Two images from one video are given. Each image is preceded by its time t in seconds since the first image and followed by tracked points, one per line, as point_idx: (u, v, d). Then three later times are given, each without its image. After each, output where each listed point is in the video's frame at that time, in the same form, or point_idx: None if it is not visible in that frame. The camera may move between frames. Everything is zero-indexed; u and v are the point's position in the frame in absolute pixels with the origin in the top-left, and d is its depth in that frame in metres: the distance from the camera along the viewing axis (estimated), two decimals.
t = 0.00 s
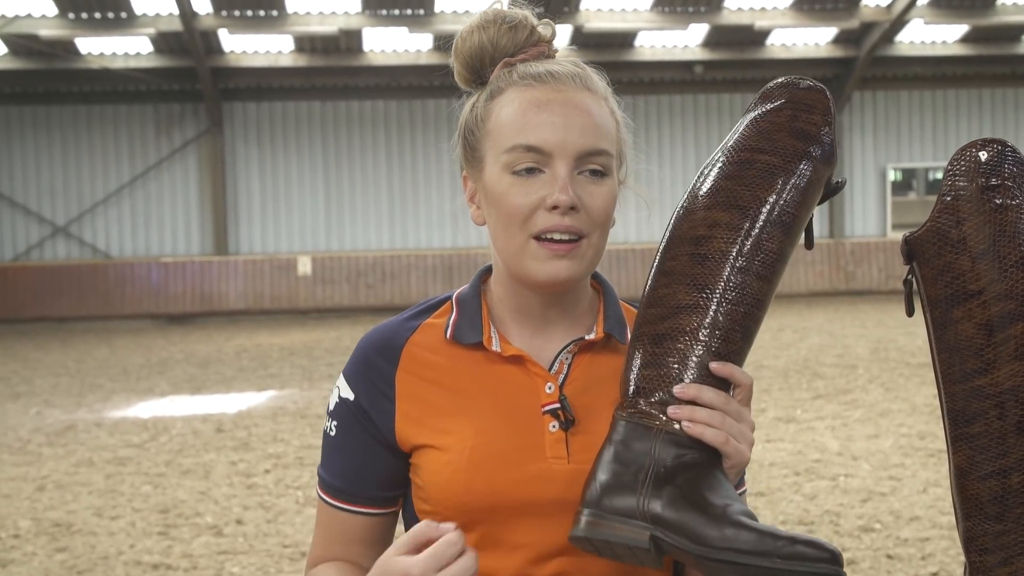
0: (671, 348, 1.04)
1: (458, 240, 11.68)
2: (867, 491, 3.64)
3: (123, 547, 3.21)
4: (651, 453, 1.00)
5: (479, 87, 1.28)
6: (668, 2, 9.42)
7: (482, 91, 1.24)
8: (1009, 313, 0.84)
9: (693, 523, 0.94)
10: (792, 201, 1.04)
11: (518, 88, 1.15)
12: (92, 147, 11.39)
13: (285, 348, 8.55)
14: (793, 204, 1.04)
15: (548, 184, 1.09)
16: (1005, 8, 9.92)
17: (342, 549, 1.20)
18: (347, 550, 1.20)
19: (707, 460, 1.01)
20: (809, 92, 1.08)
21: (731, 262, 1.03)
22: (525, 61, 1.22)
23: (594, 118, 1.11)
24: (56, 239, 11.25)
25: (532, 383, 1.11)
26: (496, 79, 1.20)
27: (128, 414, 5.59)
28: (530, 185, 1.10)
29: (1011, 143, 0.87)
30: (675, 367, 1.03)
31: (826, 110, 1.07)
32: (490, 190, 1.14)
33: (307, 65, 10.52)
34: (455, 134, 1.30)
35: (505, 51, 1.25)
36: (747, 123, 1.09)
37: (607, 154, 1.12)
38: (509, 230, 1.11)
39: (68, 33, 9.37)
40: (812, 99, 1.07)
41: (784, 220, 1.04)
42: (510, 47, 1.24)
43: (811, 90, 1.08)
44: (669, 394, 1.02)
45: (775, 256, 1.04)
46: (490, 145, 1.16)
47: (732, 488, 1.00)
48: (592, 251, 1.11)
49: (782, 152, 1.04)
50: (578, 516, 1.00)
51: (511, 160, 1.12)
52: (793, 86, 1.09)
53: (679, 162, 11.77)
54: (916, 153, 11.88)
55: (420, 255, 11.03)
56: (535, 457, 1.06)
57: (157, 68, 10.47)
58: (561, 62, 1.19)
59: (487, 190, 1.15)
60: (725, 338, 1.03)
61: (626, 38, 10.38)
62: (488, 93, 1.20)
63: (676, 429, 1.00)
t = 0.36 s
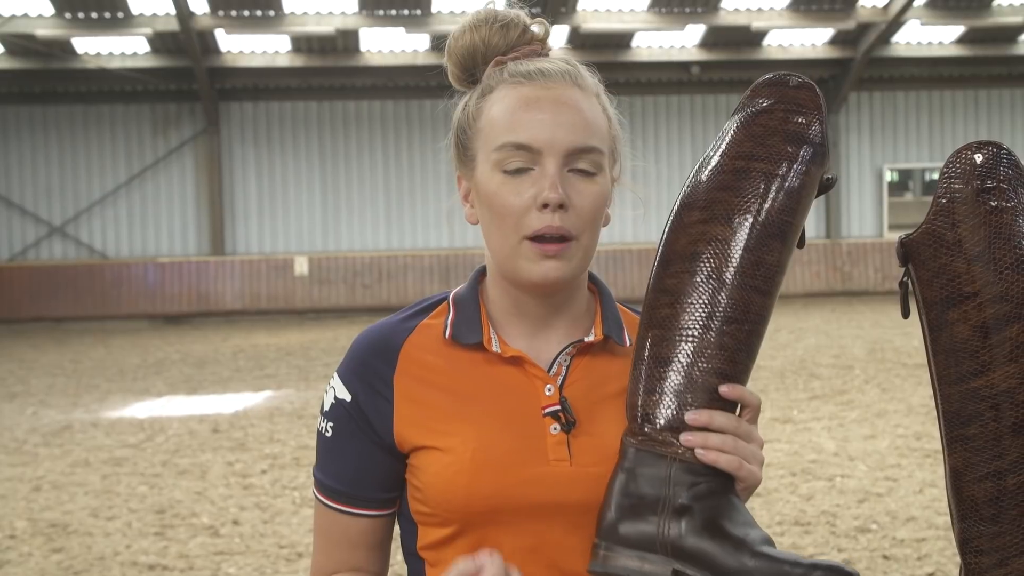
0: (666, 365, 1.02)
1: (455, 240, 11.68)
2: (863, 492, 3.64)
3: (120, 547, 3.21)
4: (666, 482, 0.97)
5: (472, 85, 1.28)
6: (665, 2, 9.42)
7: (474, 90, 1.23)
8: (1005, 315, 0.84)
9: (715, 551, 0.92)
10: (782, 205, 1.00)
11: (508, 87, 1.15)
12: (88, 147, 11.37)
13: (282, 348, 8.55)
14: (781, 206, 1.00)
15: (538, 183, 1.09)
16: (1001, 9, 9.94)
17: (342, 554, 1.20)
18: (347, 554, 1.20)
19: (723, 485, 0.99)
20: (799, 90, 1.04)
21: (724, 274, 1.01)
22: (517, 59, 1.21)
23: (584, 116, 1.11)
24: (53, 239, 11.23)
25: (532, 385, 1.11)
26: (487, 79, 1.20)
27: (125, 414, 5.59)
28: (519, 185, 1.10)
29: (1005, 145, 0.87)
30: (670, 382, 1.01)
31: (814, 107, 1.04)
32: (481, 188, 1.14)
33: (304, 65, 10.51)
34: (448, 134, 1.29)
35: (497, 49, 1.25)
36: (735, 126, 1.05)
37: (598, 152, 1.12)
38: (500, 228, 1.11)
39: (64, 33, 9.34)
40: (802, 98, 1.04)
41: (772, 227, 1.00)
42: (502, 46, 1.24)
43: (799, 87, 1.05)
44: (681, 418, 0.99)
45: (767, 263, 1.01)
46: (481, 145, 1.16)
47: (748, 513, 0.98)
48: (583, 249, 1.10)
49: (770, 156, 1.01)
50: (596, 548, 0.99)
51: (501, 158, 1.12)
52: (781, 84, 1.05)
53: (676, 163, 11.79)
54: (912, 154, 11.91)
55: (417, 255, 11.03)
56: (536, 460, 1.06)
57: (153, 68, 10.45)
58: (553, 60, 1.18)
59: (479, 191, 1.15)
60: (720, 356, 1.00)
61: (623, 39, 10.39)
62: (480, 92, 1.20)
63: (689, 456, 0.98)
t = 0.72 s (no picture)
0: (684, 425, 0.91)
1: (453, 241, 11.68)
2: (861, 492, 3.65)
3: (118, 549, 3.20)
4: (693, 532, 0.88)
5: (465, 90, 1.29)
6: (661, 4, 9.43)
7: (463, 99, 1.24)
8: (1005, 315, 0.84)
9: None
10: (798, 241, 0.89)
11: (488, 89, 1.16)
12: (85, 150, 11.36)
13: (280, 350, 8.54)
14: (793, 242, 0.89)
15: (515, 181, 1.09)
16: (996, 10, 9.96)
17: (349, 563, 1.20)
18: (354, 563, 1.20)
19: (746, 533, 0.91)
20: (814, 116, 0.91)
21: (740, 321, 0.90)
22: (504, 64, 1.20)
23: (561, 115, 1.11)
24: (49, 242, 11.21)
25: (532, 388, 1.11)
26: (472, 86, 1.21)
27: (122, 417, 5.58)
28: (497, 185, 1.11)
29: (1005, 145, 0.87)
30: (678, 440, 0.90)
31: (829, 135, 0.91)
32: (466, 190, 1.15)
33: (301, 67, 10.50)
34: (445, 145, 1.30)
35: (485, 55, 1.25)
36: (746, 154, 0.92)
37: (578, 149, 1.11)
38: (483, 228, 1.12)
39: (60, 35, 9.32)
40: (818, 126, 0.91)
41: (785, 266, 0.89)
42: (491, 52, 1.24)
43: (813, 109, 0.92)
44: (705, 466, 0.90)
45: (779, 305, 0.90)
46: (466, 149, 1.17)
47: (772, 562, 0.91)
48: (566, 244, 1.09)
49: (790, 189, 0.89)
50: None
51: (480, 160, 1.13)
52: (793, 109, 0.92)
53: (673, 164, 11.81)
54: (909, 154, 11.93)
55: (414, 256, 11.02)
56: (537, 463, 1.06)
57: (150, 70, 10.43)
58: (535, 62, 1.18)
59: (465, 196, 1.17)
60: (736, 404, 0.90)
61: (619, 41, 10.40)
62: (466, 100, 1.21)
63: (713, 505, 0.89)
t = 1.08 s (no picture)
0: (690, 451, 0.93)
1: (451, 240, 11.68)
2: (858, 493, 3.65)
3: (115, 548, 3.20)
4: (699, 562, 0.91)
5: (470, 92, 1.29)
6: (661, 4, 9.44)
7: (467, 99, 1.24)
8: (1003, 316, 0.85)
9: None
10: (802, 266, 0.91)
11: (491, 90, 1.16)
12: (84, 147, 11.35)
13: (278, 349, 8.54)
14: (798, 266, 0.90)
15: (517, 179, 1.10)
16: (995, 12, 9.97)
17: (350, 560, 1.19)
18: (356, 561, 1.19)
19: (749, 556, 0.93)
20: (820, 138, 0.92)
21: (746, 348, 0.91)
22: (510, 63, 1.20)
23: (565, 114, 1.12)
24: (48, 240, 11.20)
25: (536, 387, 1.12)
26: (476, 87, 1.21)
27: (120, 415, 5.58)
28: (500, 184, 1.11)
29: (1004, 147, 0.87)
30: (684, 469, 0.93)
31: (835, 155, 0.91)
32: (470, 190, 1.15)
33: (300, 66, 10.50)
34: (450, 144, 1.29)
35: (491, 56, 1.25)
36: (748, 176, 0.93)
37: (580, 147, 1.11)
38: (486, 228, 1.12)
39: (60, 33, 9.31)
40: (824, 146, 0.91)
41: (791, 291, 0.91)
42: (497, 53, 1.24)
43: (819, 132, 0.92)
44: (711, 494, 0.92)
45: (783, 329, 0.92)
46: (471, 149, 1.17)
47: None
48: (570, 242, 1.10)
49: (797, 215, 0.90)
50: None
51: (483, 160, 1.13)
52: (797, 129, 0.92)
53: (671, 165, 11.82)
54: (907, 155, 11.94)
55: (412, 255, 11.02)
56: (541, 461, 1.06)
57: (149, 68, 10.43)
58: (539, 62, 1.18)
59: (470, 196, 1.17)
60: (741, 431, 0.92)
61: (618, 41, 10.41)
62: (470, 101, 1.21)
63: (719, 532, 0.91)
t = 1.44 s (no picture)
0: (693, 511, 0.89)
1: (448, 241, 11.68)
2: (855, 495, 3.66)
3: (111, 547, 3.20)
4: None
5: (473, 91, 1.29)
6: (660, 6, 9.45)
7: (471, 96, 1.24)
8: (1001, 317, 0.85)
9: None
10: (800, 310, 0.88)
11: (494, 85, 1.16)
12: (82, 146, 11.33)
13: (275, 349, 8.53)
14: (798, 313, 0.88)
15: (519, 171, 1.10)
16: (994, 16, 9.98)
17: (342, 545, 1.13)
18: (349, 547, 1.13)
19: None
20: (815, 171, 0.88)
21: (747, 400, 0.88)
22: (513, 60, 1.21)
23: (567, 108, 1.12)
24: (45, 238, 11.18)
25: (537, 384, 1.12)
26: (480, 82, 1.21)
27: (117, 414, 5.57)
28: (501, 176, 1.11)
29: (1003, 149, 0.88)
30: (691, 532, 0.89)
31: (827, 189, 0.87)
32: (472, 185, 1.15)
33: (298, 66, 10.49)
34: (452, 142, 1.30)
35: (495, 54, 1.26)
36: (749, 222, 0.88)
37: (583, 141, 1.11)
38: (487, 220, 1.12)
39: (59, 32, 9.30)
40: (815, 179, 0.87)
41: (790, 339, 0.88)
42: (500, 52, 1.24)
43: (815, 167, 0.88)
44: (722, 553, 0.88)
45: (783, 379, 0.89)
46: (473, 143, 1.17)
47: None
48: (570, 238, 1.10)
49: (792, 262, 0.87)
50: None
51: (485, 153, 1.13)
52: (789, 166, 0.88)
53: (669, 166, 11.83)
54: (905, 158, 11.96)
55: (410, 256, 11.01)
56: (541, 459, 1.07)
57: (148, 68, 10.42)
58: (543, 57, 1.18)
59: (471, 190, 1.17)
60: (745, 489, 0.89)
61: (617, 42, 10.42)
62: (474, 96, 1.21)
63: None
